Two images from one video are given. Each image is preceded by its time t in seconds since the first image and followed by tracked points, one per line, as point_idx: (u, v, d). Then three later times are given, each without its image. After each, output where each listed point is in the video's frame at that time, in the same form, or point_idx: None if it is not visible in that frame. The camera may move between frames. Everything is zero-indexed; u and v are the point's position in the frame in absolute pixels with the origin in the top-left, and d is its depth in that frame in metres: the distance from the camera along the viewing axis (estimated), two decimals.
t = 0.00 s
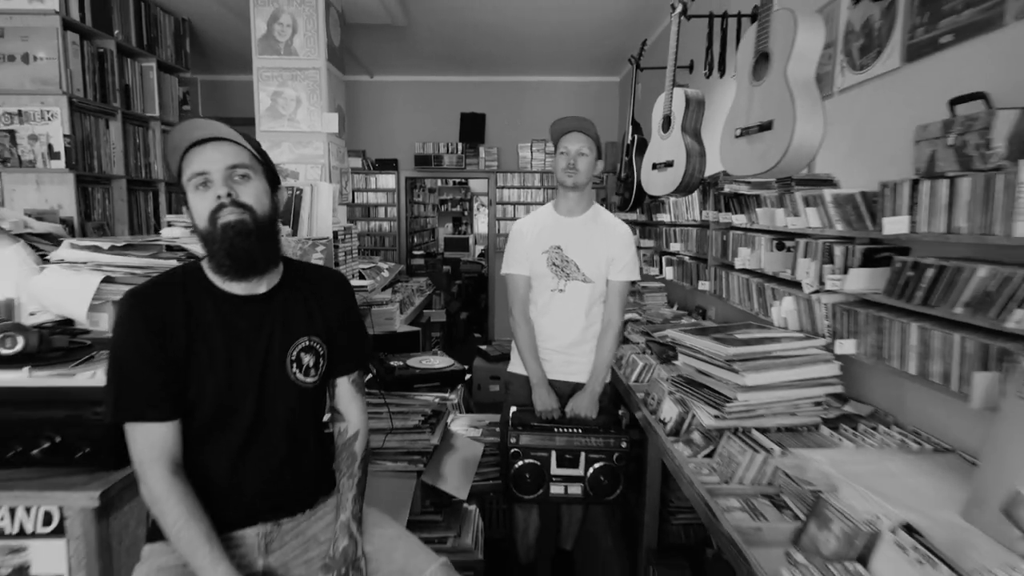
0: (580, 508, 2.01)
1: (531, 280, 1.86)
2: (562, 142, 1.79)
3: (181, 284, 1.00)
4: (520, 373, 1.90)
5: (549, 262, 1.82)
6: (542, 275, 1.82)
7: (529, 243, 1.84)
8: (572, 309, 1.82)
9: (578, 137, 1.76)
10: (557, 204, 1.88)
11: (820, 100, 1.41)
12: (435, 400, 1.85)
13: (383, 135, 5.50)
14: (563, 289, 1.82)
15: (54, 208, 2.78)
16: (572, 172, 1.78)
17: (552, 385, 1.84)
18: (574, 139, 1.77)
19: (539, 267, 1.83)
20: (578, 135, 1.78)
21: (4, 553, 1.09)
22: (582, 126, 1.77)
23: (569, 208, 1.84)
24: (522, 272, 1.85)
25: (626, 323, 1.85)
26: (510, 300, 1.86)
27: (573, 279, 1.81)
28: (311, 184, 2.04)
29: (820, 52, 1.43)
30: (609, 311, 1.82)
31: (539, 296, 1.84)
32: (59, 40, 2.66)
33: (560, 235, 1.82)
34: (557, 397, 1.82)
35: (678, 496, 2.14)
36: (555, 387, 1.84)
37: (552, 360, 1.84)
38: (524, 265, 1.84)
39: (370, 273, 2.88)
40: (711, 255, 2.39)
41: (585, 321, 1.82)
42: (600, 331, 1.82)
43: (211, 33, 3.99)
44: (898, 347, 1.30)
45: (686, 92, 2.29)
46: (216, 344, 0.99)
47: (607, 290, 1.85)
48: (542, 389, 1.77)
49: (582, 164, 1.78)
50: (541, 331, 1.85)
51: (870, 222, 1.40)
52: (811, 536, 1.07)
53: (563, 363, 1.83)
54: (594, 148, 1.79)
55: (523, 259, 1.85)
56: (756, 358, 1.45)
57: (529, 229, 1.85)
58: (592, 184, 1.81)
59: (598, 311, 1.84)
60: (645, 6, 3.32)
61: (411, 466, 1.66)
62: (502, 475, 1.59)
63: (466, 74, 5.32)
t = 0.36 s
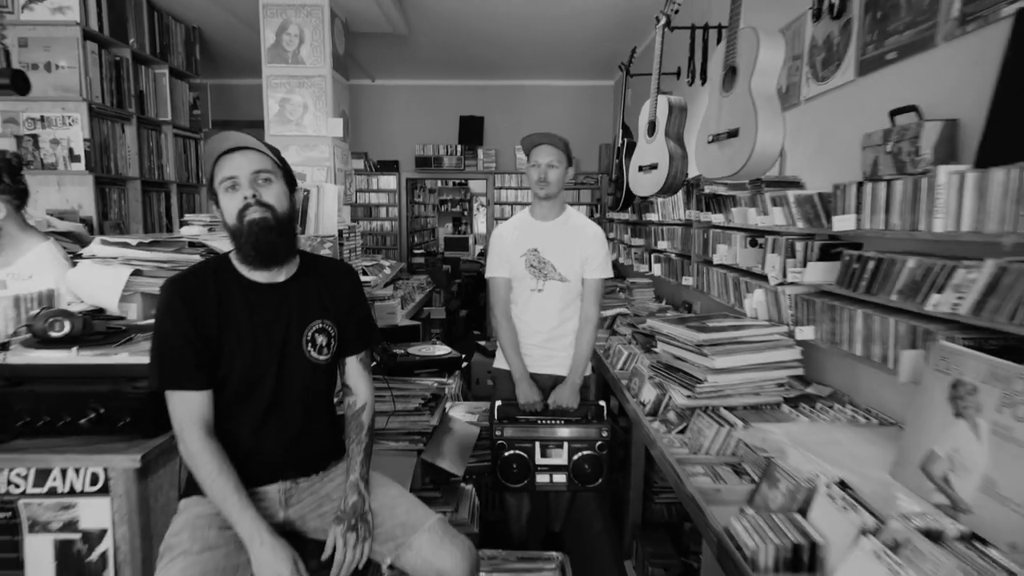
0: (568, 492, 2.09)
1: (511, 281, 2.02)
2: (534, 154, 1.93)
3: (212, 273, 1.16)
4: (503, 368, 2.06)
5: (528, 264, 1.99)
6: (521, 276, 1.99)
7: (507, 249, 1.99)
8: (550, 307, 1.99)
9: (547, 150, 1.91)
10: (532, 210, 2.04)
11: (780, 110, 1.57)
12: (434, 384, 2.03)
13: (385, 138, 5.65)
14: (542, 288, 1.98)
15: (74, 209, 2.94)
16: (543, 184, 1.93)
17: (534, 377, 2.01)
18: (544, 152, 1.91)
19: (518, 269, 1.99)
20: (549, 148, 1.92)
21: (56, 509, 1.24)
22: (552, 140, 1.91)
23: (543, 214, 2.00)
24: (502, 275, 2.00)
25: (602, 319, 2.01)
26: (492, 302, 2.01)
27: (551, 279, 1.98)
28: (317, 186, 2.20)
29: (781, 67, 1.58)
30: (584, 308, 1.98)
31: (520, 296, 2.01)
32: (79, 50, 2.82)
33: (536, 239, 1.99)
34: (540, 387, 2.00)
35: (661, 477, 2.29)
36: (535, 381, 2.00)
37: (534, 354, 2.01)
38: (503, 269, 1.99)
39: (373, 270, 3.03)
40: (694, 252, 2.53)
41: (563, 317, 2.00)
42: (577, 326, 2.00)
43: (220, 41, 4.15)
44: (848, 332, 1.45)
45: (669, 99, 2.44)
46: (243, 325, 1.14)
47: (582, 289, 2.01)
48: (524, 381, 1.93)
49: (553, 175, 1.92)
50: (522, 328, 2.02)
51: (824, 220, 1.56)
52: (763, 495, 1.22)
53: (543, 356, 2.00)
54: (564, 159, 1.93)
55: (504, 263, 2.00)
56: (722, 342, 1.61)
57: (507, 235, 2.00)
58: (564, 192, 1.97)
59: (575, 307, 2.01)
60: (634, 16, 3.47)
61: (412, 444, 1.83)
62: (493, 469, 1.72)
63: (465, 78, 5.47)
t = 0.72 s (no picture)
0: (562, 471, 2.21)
1: (494, 275, 2.19)
2: (512, 151, 2.07)
3: (239, 264, 1.31)
4: (490, 359, 2.22)
5: (509, 258, 2.15)
6: (503, 269, 2.16)
7: (488, 244, 2.17)
8: (533, 296, 2.15)
9: (524, 149, 2.04)
10: (511, 208, 2.21)
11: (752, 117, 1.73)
12: (435, 370, 2.17)
13: (387, 139, 5.80)
14: (524, 279, 2.15)
15: (92, 208, 3.09)
16: (522, 179, 2.07)
17: (519, 366, 2.16)
18: (523, 149, 2.05)
19: (500, 263, 2.16)
20: (526, 145, 2.05)
21: (98, 476, 1.39)
22: (529, 137, 2.05)
23: (521, 209, 2.17)
24: (484, 269, 2.17)
25: (581, 305, 2.18)
26: (477, 296, 2.17)
27: (532, 270, 2.15)
28: (325, 186, 2.35)
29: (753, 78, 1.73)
30: (564, 294, 2.16)
31: (503, 288, 2.18)
32: (98, 57, 2.98)
33: (516, 234, 2.16)
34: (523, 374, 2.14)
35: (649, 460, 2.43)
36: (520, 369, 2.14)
37: (519, 343, 2.16)
38: (485, 263, 2.16)
39: (377, 266, 3.18)
40: (681, 249, 2.68)
41: (545, 307, 2.15)
42: (559, 314, 2.16)
43: (228, 47, 4.30)
44: (811, 319, 1.60)
45: (656, 105, 2.59)
46: (267, 310, 1.29)
47: (561, 277, 2.18)
48: (509, 370, 2.07)
49: (530, 170, 2.07)
50: (506, 320, 2.18)
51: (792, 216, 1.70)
52: (729, 463, 1.37)
53: (528, 345, 2.15)
54: (539, 155, 2.08)
55: (485, 257, 2.17)
56: (699, 330, 1.75)
57: (487, 231, 2.18)
58: (540, 187, 2.13)
59: (555, 295, 2.18)
60: (626, 24, 3.62)
61: (416, 427, 2.01)
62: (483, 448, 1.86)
63: (464, 81, 5.62)
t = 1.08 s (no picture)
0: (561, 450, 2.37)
1: (483, 270, 2.34)
2: (498, 152, 2.22)
3: (263, 256, 1.46)
4: (482, 350, 2.36)
5: (498, 253, 2.31)
6: (493, 263, 2.31)
7: (477, 241, 2.33)
8: (521, 289, 2.31)
9: (508, 149, 2.19)
10: (497, 206, 2.36)
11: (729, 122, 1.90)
12: (437, 358, 2.35)
13: (389, 140, 5.95)
14: (512, 272, 2.31)
15: (111, 207, 3.25)
16: (508, 178, 2.23)
17: (509, 355, 2.31)
18: (507, 150, 2.20)
19: (489, 259, 2.32)
20: (510, 147, 2.21)
21: (135, 448, 1.55)
22: (513, 139, 2.20)
23: (506, 207, 2.33)
24: (473, 265, 2.32)
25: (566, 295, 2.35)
26: (468, 290, 2.32)
27: (520, 263, 2.31)
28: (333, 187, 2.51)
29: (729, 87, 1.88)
30: (550, 285, 2.33)
31: (493, 282, 2.33)
32: (118, 65, 3.15)
33: (503, 230, 2.32)
34: (513, 361, 2.30)
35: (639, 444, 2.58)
36: (510, 358, 2.30)
37: (509, 333, 2.32)
38: (475, 259, 2.32)
39: (381, 263, 3.34)
40: (670, 246, 2.83)
41: (533, 298, 2.32)
42: (547, 305, 2.32)
43: (237, 53, 4.47)
44: (780, 309, 1.75)
45: (645, 110, 2.74)
46: (288, 298, 1.45)
47: (547, 269, 2.35)
48: (500, 358, 2.23)
49: (515, 169, 2.23)
50: (496, 312, 2.33)
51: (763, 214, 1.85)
52: (702, 436, 1.52)
53: (518, 335, 2.32)
54: (523, 156, 2.24)
55: (475, 253, 2.32)
56: (679, 319, 1.91)
57: (476, 229, 2.34)
58: (524, 185, 2.28)
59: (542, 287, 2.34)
60: (620, 31, 3.77)
61: (418, 410, 2.13)
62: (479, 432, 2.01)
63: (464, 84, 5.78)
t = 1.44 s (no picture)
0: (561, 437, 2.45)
1: (479, 270, 2.47)
2: (490, 161, 2.38)
3: (282, 254, 1.61)
4: (479, 345, 2.51)
5: (493, 254, 2.46)
6: (488, 264, 2.46)
7: (472, 244, 2.46)
8: (516, 287, 2.46)
9: (500, 157, 2.35)
10: (490, 210, 2.51)
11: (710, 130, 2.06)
12: (438, 350, 2.45)
13: (392, 141, 6.10)
14: (507, 272, 2.46)
15: (128, 208, 3.41)
16: (500, 186, 2.38)
17: (504, 349, 2.46)
18: (500, 159, 2.36)
19: (484, 259, 2.46)
20: (502, 155, 2.37)
21: (164, 428, 1.70)
22: (504, 149, 2.36)
23: (499, 211, 2.48)
24: (469, 265, 2.46)
25: (557, 291, 2.51)
26: (465, 289, 2.46)
27: (514, 263, 2.46)
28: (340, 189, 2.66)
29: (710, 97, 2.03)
30: (541, 283, 2.49)
31: (489, 281, 2.47)
32: (135, 73, 3.31)
33: (497, 232, 2.46)
34: (508, 355, 2.45)
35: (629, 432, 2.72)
36: (505, 352, 2.45)
37: (504, 329, 2.46)
38: (471, 260, 2.45)
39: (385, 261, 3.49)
40: (659, 245, 2.98)
41: (527, 296, 2.46)
42: (540, 302, 2.48)
43: (246, 59, 4.62)
44: (754, 304, 1.90)
45: (636, 115, 2.89)
46: (304, 292, 1.60)
47: (539, 268, 2.51)
48: (496, 352, 2.37)
49: (507, 178, 2.38)
50: (491, 310, 2.47)
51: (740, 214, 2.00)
52: (680, 417, 1.67)
53: (514, 331, 2.46)
54: (515, 164, 2.39)
55: (470, 254, 2.46)
56: (662, 313, 2.07)
57: (471, 232, 2.48)
58: (515, 192, 2.43)
59: (536, 284, 2.50)
60: (614, 39, 3.92)
61: (421, 400, 2.31)
62: (479, 421, 2.16)
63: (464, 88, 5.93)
